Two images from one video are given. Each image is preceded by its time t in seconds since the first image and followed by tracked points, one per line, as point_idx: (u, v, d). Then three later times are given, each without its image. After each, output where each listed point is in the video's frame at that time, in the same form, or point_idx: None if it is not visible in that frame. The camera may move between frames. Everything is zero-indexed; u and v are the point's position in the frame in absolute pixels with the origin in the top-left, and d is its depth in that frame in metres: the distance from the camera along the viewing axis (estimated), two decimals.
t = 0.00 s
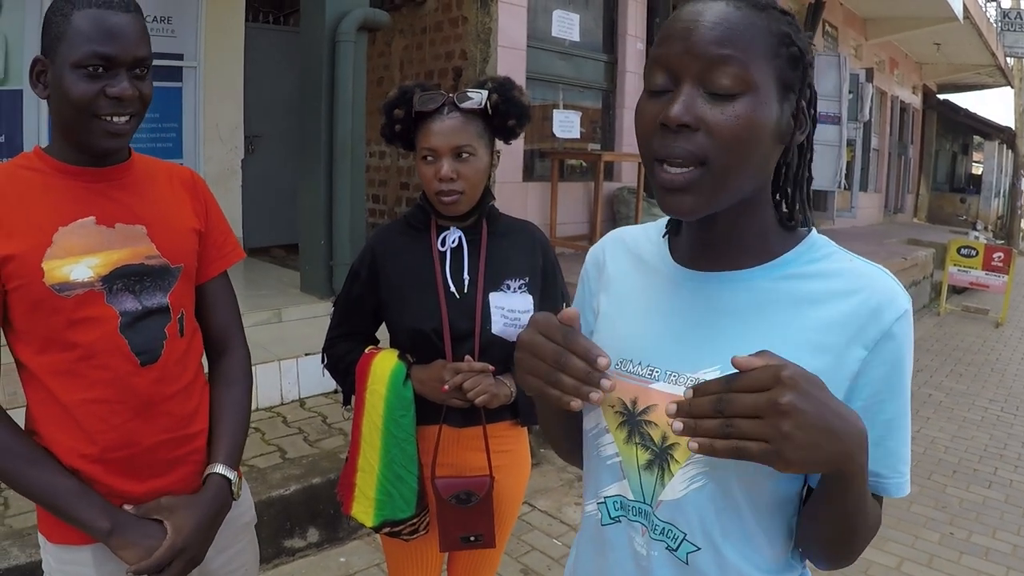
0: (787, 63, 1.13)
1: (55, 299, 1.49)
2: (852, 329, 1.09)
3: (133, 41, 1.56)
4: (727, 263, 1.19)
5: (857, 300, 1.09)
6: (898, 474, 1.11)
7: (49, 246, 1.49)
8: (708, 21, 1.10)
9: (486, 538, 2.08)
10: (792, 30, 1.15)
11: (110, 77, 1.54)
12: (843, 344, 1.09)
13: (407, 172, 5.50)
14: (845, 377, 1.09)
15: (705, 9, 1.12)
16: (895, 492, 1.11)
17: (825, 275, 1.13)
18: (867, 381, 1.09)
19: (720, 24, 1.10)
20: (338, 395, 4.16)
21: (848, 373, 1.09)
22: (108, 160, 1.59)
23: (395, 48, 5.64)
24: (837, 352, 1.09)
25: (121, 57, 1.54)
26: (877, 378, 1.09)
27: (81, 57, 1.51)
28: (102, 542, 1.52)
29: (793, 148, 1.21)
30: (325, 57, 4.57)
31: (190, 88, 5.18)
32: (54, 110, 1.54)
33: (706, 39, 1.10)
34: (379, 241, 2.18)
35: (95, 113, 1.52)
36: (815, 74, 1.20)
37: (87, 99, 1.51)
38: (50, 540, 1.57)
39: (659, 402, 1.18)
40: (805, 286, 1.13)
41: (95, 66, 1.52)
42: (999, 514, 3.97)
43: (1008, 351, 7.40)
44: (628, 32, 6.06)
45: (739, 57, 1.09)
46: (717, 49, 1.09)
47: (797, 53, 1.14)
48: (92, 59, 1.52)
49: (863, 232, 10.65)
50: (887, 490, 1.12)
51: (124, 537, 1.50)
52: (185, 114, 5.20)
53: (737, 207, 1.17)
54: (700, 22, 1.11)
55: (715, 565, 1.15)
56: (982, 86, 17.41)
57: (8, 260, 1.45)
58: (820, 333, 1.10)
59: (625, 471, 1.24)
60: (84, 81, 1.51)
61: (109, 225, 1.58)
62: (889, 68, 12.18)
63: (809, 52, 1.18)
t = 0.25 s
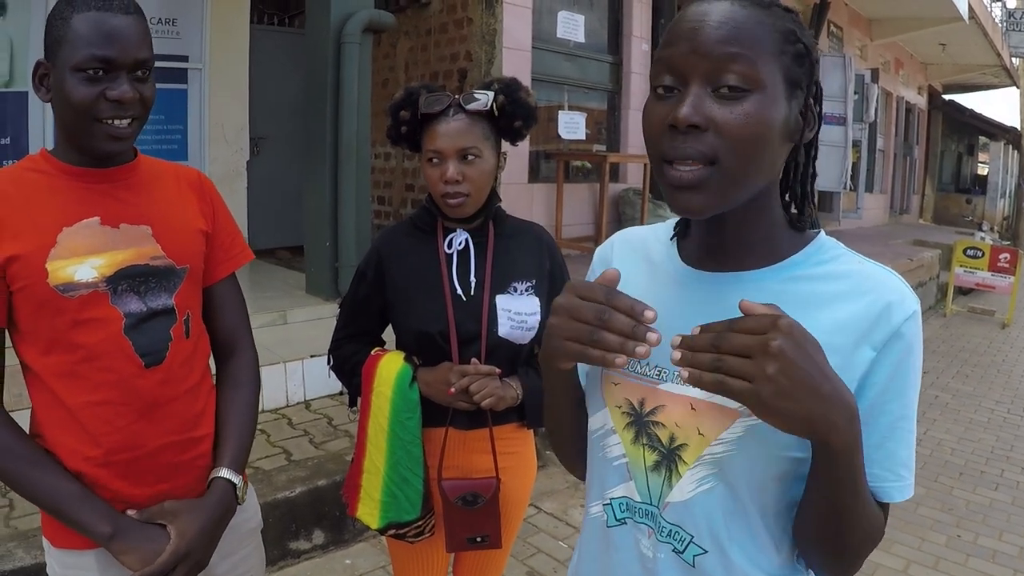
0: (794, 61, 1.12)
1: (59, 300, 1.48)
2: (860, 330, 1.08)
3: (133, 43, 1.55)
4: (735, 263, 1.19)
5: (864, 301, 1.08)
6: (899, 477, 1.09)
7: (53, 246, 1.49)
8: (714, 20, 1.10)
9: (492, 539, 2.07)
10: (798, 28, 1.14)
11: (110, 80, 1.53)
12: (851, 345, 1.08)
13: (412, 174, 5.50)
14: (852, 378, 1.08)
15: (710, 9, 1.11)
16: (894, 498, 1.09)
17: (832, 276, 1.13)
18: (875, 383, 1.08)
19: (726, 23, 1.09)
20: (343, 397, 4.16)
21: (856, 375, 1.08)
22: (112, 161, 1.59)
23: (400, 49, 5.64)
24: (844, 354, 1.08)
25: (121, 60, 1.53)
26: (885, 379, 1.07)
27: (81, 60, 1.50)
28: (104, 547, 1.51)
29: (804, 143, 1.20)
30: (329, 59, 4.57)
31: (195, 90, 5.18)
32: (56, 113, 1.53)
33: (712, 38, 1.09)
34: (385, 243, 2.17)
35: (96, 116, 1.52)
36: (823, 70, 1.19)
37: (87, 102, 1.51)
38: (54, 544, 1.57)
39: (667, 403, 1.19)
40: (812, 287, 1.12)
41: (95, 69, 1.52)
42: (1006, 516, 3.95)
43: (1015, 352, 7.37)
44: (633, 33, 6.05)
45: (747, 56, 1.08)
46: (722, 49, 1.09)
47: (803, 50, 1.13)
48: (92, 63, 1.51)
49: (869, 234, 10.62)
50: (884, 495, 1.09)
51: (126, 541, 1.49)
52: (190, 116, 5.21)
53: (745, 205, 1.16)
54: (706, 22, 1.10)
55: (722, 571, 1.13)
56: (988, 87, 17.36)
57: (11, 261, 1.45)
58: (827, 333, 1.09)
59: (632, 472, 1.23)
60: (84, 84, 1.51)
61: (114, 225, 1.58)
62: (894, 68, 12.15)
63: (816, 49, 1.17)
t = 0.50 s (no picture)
0: (806, 58, 1.12)
1: (67, 296, 1.48)
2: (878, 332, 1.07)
3: (142, 40, 1.55)
4: (751, 264, 1.18)
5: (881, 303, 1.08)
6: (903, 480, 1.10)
7: (61, 243, 1.49)
8: (724, 22, 1.09)
9: (498, 538, 2.07)
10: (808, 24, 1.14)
11: (120, 76, 1.53)
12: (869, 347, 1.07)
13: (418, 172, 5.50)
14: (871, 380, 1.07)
15: (718, 10, 1.10)
16: (906, 500, 1.10)
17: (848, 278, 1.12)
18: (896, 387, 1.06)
19: (737, 25, 1.08)
20: (348, 395, 4.16)
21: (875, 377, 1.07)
22: (122, 157, 1.59)
23: (408, 48, 5.64)
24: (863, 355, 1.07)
25: (130, 56, 1.53)
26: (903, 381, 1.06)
27: (90, 56, 1.50)
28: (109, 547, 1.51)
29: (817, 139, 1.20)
30: (336, 57, 4.57)
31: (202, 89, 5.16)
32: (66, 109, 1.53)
33: (723, 42, 1.08)
34: (393, 241, 2.17)
35: (105, 113, 1.52)
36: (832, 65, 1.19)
37: (96, 99, 1.50)
38: (59, 544, 1.57)
39: (683, 406, 1.16)
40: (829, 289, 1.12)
41: (104, 65, 1.51)
42: (1012, 518, 3.94)
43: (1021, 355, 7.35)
44: (641, 32, 6.05)
45: (760, 59, 1.07)
46: (734, 52, 1.08)
47: (815, 46, 1.13)
48: (101, 59, 1.51)
49: (874, 235, 10.60)
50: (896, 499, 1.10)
51: (132, 541, 1.49)
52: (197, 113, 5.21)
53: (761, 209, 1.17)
54: (715, 24, 1.09)
55: None
56: (994, 88, 17.31)
57: (18, 257, 1.45)
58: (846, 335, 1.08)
59: (645, 476, 1.20)
60: (93, 81, 1.51)
61: (123, 222, 1.57)
62: (901, 69, 12.13)
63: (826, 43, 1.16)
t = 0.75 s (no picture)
0: (823, 61, 1.11)
1: (69, 295, 1.48)
2: (886, 331, 1.05)
3: (147, 36, 1.54)
4: (760, 263, 1.18)
5: (890, 301, 1.06)
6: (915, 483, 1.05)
7: (64, 241, 1.48)
8: (741, 27, 1.07)
9: (500, 538, 2.07)
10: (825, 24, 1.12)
11: (125, 73, 1.53)
12: (877, 346, 1.05)
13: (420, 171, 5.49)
14: (880, 379, 1.04)
15: (735, 10, 1.09)
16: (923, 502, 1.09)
17: (857, 277, 1.11)
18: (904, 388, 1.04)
19: (755, 29, 1.07)
20: (350, 394, 4.16)
21: (884, 376, 1.04)
22: (126, 155, 1.59)
23: (410, 45, 5.64)
24: (872, 354, 1.05)
25: (136, 53, 1.53)
26: (913, 382, 1.04)
27: (95, 53, 1.50)
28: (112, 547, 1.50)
29: (828, 141, 1.21)
30: (339, 55, 4.57)
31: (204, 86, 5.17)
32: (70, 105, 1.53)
33: (744, 49, 1.07)
34: (398, 239, 2.17)
35: (110, 111, 1.52)
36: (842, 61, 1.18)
37: (101, 96, 1.50)
38: (62, 544, 1.57)
39: (689, 403, 1.15)
40: (837, 288, 1.11)
41: (109, 62, 1.51)
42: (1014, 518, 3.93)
43: None
44: (644, 30, 6.04)
45: (783, 65, 1.06)
46: (752, 59, 1.07)
47: (830, 49, 1.12)
48: (106, 55, 1.51)
49: (877, 234, 10.58)
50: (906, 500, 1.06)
51: (135, 542, 1.48)
52: (199, 111, 5.20)
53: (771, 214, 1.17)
54: (735, 28, 1.08)
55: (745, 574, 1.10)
56: (997, 87, 17.28)
57: (20, 255, 1.44)
58: (854, 335, 1.06)
59: (653, 475, 1.19)
60: (98, 77, 1.50)
61: (126, 220, 1.57)
62: (904, 68, 12.11)
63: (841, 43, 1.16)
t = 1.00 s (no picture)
0: (836, 63, 1.11)
1: (70, 297, 1.47)
2: (898, 338, 1.05)
3: (149, 35, 1.54)
4: (771, 266, 1.17)
5: (902, 306, 1.06)
6: (928, 490, 1.05)
7: (65, 242, 1.48)
8: (754, 29, 1.07)
9: (502, 540, 2.04)
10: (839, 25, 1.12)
11: (127, 73, 1.52)
12: (888, 352, 1.05)
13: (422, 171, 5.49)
14: (890, 385, 1.04)
15: (748, 12, 1.08)
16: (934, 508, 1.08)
17: (868, 281, 1.10)
18: (914, 395, 1.04)
19: (768, 33, 1.06)
20: (352, 394, 4.15)
21: (894, 382, 1.04)
22: (128, 156, 1.58)
23: (412, 45, 5.64)
24: (883, 360, 1.05)
25: (138, 52, 1.52)
26: (922, 388, 1.04)
27: (97, 52, 1.49)
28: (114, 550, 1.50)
29: (841, 146, 1.20)
30: (341, 55, 4.56)
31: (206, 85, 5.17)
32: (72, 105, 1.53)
33: (756, 52, 1.07)
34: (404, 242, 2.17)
35: (112, 111, 1.51)
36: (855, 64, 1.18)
37: (103, 96, 1.50)
38: (63, 546, 1.56)
39: (700, 408, 1.15)
40: (848, 293, 1.10)
41: (112, 61, 1.51)
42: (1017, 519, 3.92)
43: None
44: (646, 30, 6.04)
45: (796, 68, 1.06)
46: (766, 61, 1.06)
47: (844, 51, 1.12)
48: (108, 55, 1.50)
49: (879, 234, 10.57)
50: (921, 507, 1.05)
51: (137, 544, 1.48)
52: (200, 111, 5.20)
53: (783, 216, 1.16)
54: (748, 32, 1.07)
55: None
56: (999, 87, 17.28)
57: (21, 256, 1.44)
58: (865, 340, 1.06)
59: (662, 480, 1.19)
60: (100, 77, 1.50)
61: (128, 221, 1.57)
62: (905, 68, 12.11)
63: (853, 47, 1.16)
